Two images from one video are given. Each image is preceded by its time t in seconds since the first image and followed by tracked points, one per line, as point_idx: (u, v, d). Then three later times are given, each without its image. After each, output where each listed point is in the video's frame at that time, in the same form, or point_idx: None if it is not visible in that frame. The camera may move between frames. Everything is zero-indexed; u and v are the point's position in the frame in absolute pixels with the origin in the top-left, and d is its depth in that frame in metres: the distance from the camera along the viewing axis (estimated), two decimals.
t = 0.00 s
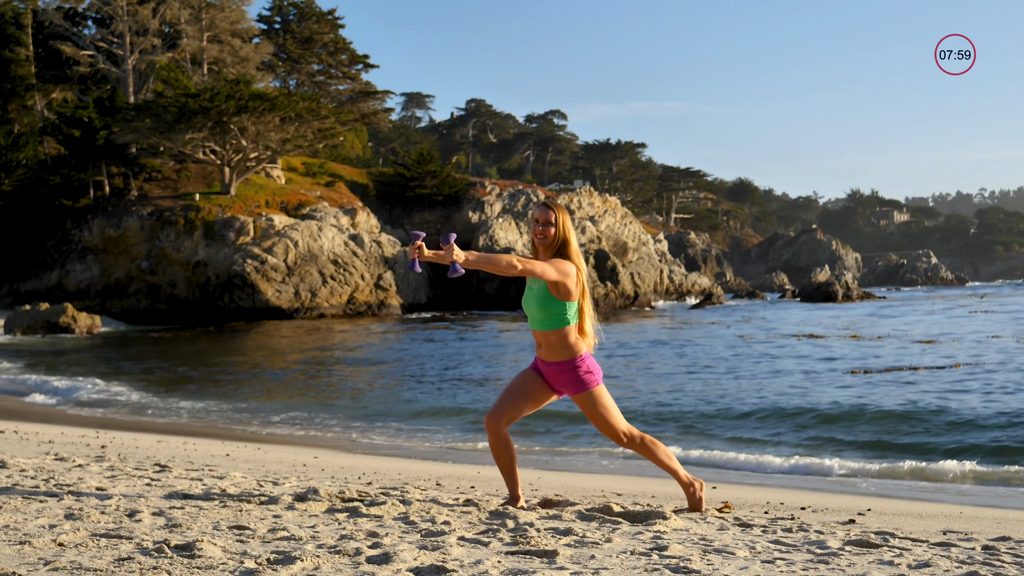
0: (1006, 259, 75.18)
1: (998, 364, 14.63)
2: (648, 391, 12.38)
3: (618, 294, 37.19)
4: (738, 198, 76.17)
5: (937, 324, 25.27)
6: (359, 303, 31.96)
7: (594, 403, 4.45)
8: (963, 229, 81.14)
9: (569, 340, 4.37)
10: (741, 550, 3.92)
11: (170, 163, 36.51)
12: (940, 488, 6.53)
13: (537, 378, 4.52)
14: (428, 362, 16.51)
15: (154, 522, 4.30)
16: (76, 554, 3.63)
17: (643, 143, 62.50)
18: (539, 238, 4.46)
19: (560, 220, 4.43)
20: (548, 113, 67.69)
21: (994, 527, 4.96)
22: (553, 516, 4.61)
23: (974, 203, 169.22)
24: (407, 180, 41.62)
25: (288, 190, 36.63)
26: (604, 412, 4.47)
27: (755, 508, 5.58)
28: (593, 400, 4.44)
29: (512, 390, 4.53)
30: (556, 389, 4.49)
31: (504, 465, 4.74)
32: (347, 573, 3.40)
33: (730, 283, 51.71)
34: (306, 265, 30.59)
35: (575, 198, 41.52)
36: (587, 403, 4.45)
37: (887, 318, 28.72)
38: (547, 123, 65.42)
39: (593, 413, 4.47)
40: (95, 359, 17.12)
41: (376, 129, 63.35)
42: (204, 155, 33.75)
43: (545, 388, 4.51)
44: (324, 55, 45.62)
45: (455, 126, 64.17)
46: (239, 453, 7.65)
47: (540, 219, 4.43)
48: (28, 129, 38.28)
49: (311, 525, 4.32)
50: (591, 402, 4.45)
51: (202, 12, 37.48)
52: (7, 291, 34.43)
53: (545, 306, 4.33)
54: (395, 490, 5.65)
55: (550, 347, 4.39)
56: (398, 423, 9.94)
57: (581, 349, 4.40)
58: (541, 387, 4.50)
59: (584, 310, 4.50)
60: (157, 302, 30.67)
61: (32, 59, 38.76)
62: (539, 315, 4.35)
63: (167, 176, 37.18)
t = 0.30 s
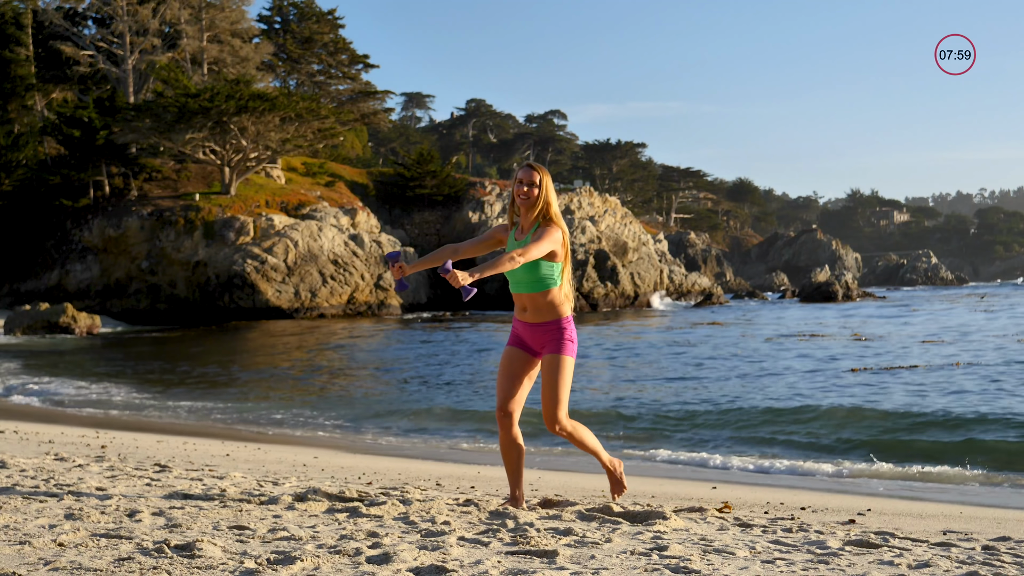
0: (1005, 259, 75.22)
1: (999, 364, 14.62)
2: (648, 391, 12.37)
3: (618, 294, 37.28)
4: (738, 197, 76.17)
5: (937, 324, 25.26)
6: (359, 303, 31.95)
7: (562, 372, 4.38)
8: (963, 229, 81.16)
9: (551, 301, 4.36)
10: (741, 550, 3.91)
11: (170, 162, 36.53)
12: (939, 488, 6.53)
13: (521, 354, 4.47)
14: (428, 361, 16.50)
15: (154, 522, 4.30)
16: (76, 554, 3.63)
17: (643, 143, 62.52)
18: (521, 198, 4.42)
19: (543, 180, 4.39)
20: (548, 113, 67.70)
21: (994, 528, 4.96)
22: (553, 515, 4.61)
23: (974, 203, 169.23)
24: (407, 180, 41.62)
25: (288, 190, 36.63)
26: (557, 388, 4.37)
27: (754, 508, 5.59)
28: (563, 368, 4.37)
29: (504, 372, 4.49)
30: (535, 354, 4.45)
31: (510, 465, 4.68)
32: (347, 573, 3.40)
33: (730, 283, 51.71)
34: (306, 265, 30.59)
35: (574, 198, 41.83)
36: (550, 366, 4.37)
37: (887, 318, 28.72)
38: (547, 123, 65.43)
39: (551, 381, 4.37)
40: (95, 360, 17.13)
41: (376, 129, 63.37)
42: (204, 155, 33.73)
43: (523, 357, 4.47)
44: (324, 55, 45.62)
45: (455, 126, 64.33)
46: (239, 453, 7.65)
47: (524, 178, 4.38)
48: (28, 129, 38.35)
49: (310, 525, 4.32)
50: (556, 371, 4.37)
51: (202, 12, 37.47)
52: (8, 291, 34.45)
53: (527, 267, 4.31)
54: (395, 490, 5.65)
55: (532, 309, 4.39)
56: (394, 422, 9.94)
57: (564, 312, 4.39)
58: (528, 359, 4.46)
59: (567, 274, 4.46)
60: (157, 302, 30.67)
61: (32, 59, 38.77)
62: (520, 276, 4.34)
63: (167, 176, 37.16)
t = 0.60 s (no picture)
0: (1005, 259, 75.23)
1: (1000, 364, 14.61)
2: (649, 391, 12.36)
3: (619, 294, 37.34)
4: (738, 197, 76.19)
5: (937, 324, 25.27)
6: (359, 303, 31.92)
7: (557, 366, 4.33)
8: (963, 229, 81.19)
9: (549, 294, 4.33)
10: (741, 550, 3.92)
11: (170, 163, 36.54)
12: (939, 488, 6.53)
13: (512, 350, 4.40)
14: (428, 361, 16.50)
15: (154, 522, 4.30)
16: (76, 554, 3.63)
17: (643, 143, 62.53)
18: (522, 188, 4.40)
19: (546, 171, 4.40)
20: (548, 113, 67.72)
21: (994, 528, 4.97)
22: (553, 516, 4.61)
23: (974, 203, 169.28)
24: (407, 180, 41.61)
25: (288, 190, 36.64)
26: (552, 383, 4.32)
27: (754, 508, 5.59)
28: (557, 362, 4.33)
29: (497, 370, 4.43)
30: (527, 348, 4.40)
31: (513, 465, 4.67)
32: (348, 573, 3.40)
33: (730, 283, 51.72)
34: (306, 265, 30.60)
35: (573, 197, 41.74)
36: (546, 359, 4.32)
37: (887, 318, 28.72)
38: (547, 123, 65.45)
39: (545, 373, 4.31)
40: (94, 360, 17.12)
41: (376, 129, 63.37)
42: (204, 155, 33.73)
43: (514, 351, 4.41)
44: (323, 55, 45.63)
45: (455, 126, 64.40)
46: (240, 453, 7.65)
47: (528, 169, 4.38)
48: (28, 129, 38.34)
49: (311, 525, 4.32)
50: (551, 365, 4.32)
51: (202, 12, 37.48)
52: (8, 291, 34.45)
53: (534, 256, 4.31)
54: (395, 490, 5.64)
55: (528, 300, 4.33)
56: (395, 422, 9.95)
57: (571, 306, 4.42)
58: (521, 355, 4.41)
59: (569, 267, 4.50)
60: (157, 302, 30.66)
61: (32, 59, 38.77)
62: (524, 266, 4.32)
63: (167, 176, 37.16)
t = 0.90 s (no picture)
0: (1005, 259, 75.22)
1: (1001, 364, 14.59)
2: (649, 392, 12.35)
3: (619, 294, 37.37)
4: (738, 198, 76.18)
5: (938, 324, 25.25)
6: (359, 303, 31.91)
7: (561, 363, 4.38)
8: (963, 229, 81.15)
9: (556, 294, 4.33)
10: (741, 550, 3.92)
11: (170, 163, 36.52)
12: (939, 488, 6.53)
13: (516, 351, 4.34)
14: (428, 362, 16.50)
15: (154, 523, 4.30)
16: (76, 554, 3.63)
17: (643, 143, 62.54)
18: (528, 188, 4.36)
19: (551, 170, 4.40)
20: (548, 113, 67.73)
21: (994, 528, 4.97)
22: (553, 516, 4.61)
23: (974, 203, 169.24)
24: (408, 180, 41.62)
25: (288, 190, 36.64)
26: (556, 380, 4.37)
27: (754, 508, 5.59)
28: (562, 359, 4.37)
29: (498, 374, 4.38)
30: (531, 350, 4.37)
31: (515, 463, 4.66)
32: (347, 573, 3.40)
33: (730, 283, 51.69)
34: (306, 265, 30.61)
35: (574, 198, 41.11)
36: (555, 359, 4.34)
37: (887, 317, 28.70)
38: (547, 123, 65.46)
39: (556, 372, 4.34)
40: (94, 360, 17.11)
41: (376, 129, 63.38)
42: (204, 155, 33.72)
43: (519, 350, 4.36)
44: (323, 55, 45.64)
45: (455, 125, 64.39)
46: (240, 453, 7.65)
47: (535, 168, 4.38)
48: (28, 129, 38.38)
49: (311, 525, 4.32)
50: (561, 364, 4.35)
51: (202, 12, 37.49)
52: (8, 291, 34.47)
53: (547, 255, 4.28)
54: (395, 490, 5.65)
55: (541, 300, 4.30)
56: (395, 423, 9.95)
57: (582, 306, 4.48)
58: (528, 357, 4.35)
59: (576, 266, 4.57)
60: (157, 302, 30.66)
61: (32, 59, 38.77)
62: (536, 266, 4.27)
63: (167, 176, 37.16)
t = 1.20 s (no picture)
0: (1005, 259, 75.18)
1: (1001, 364, 14.58)
2: (650, 391, 12.34)
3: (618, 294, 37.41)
4: (738, 198, 76.17)
5: (939, 324, 25.25)
6: (359, 303, 31.89)
7: (569, 367, 4.41)
8: (963, 229, 81.11)
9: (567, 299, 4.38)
10: (741, 550, 3.92)
11: (171, 163, 36.52)
12: (942, 489, 6.51)
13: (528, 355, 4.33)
14: (428, 362, 16.50)
15: (154, 522, 4.30)
16: (76, 554, 3.63)
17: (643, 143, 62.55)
18: (545, 192, 4.34)
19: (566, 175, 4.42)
20: (548, 113, 67.75)
21: (995, 527, 4.96)
22: (554, 516, 4.61)
23: (974, 203, 169.18)
24: (408, 180, 41.61)
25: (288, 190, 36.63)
26: (566, 381, 4.35)
27: (754, 508, 5.58)
28: (572, 361, 4.39)
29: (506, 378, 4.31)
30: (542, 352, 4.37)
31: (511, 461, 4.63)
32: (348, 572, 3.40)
33: (730, 283, 51.69)
34: (306, 265, 30.60)
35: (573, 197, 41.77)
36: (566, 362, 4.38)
37: (888, 317, 28.67)
38: (547, 123, 65.47)
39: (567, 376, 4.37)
40: (95, 361, 17.11)
41: (376, 130, 63.37)
42: (204, 155, 33.71)
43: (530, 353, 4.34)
44: (323, 55, 45.66)
45: (455, 126, 64.40)
46: (240, 453, 7.64)
47: (551, 170, 4.36)
48: (28, 129, 38.41)
49: (311, 525, 4.32)
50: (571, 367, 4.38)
51: (202, 12, 37.51)
52: (8, 291, 34.47)
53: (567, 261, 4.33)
54: (395, 490, 5.64)
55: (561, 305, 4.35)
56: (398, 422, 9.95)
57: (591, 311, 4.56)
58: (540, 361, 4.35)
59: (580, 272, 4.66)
60: (157, 302, 30.69)
61: (32, 59, 38.76)
62: (556, 273, 4.29)
63: (167, 176, 37.17)
